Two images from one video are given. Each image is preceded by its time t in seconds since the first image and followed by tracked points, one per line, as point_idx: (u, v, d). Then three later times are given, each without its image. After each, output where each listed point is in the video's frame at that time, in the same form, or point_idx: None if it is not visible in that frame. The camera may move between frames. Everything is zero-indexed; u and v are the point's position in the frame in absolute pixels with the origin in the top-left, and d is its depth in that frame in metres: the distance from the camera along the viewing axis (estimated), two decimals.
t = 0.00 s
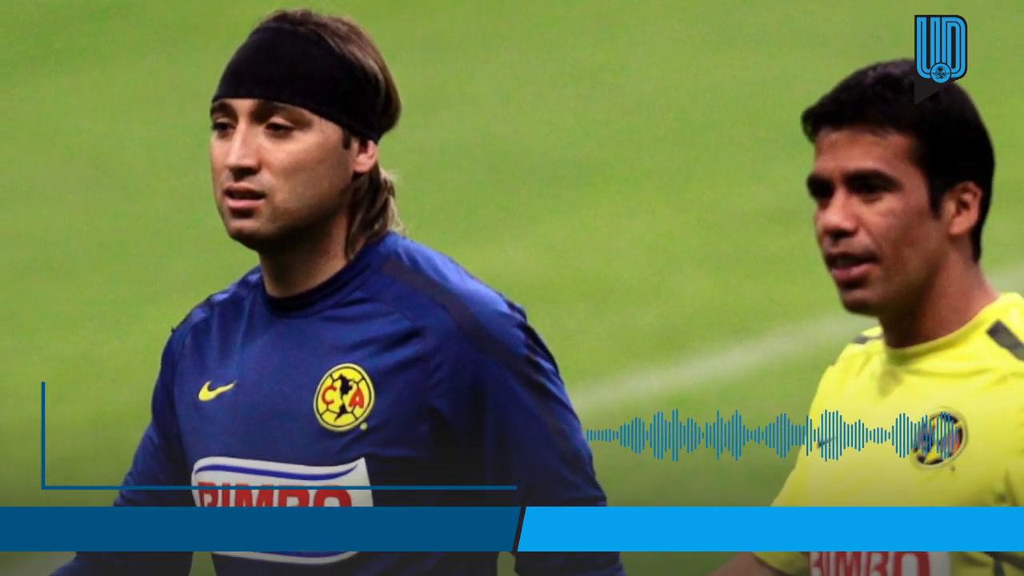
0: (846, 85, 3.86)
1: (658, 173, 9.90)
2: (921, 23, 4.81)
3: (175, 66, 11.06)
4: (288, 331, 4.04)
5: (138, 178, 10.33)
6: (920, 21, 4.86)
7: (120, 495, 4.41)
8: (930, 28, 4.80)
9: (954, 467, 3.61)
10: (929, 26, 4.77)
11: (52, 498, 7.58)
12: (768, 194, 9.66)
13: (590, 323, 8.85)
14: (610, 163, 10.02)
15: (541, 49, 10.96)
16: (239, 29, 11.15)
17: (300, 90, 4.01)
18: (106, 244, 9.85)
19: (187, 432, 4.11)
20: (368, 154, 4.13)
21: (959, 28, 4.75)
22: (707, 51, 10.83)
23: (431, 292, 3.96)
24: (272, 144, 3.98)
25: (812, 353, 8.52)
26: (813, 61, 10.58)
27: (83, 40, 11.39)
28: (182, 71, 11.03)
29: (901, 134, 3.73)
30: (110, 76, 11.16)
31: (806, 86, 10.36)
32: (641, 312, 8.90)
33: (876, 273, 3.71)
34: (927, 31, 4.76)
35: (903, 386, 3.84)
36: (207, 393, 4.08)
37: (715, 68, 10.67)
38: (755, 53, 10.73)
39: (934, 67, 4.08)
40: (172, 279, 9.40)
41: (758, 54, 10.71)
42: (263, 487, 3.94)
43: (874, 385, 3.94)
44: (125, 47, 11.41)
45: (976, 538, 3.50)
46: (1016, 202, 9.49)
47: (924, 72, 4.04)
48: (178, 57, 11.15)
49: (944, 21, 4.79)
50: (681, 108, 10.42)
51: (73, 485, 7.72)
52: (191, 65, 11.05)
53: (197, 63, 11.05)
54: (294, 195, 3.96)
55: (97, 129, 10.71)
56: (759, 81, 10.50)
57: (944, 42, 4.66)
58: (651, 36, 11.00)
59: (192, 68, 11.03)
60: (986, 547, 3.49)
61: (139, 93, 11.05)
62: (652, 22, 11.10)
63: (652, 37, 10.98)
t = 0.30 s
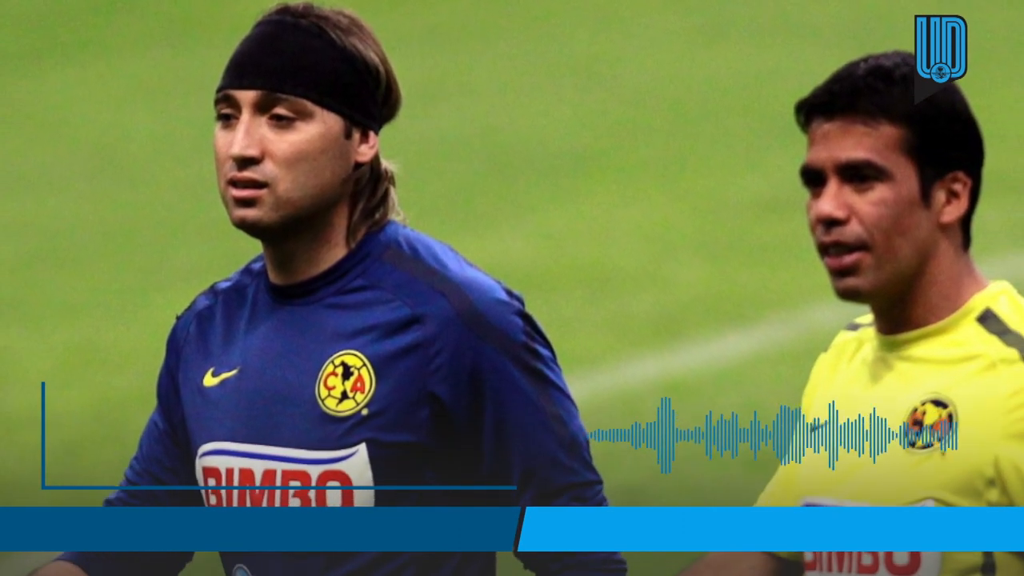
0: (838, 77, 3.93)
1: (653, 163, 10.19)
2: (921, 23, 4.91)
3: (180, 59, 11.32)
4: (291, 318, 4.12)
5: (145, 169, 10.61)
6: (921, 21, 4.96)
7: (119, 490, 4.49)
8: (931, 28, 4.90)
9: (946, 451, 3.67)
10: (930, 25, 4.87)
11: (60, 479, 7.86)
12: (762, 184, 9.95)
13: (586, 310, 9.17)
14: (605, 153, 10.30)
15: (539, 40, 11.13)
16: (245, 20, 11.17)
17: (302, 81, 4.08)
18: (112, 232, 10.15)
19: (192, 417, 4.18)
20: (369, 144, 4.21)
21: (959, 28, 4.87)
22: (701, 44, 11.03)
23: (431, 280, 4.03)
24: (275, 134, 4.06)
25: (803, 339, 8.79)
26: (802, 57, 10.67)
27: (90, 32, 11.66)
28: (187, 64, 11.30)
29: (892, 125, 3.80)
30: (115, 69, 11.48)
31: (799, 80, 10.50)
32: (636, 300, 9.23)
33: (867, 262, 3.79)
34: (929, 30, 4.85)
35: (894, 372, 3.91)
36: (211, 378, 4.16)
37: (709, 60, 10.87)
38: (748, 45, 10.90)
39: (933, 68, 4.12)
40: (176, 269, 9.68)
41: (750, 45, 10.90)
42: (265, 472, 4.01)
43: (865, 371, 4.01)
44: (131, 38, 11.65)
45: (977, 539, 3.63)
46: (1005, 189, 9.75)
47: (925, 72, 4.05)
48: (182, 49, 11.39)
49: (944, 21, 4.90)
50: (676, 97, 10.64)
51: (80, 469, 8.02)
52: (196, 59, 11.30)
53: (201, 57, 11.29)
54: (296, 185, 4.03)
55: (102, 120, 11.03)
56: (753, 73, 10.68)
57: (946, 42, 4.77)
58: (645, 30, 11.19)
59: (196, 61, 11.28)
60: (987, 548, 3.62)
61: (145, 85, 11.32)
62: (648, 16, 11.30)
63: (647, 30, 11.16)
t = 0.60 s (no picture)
0: (830, 68, 4.00)
1: (648, 154, 10.31)
2: (921, 22, 5.09)
3: (184, 49, 10.69)
4: (293, 306, 4.20)
5: (149, 158, 10.60)
6: (921, 21, 5.13)
7: (125, 474, 4.55)
8: (929, 28, 5.09)
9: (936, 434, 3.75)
10: (929, 26, 5.09)
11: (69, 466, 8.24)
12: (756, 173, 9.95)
13: (584, 298, 9.60)
14: (602, 142, 10.35)
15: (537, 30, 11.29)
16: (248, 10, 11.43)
17: (304, 73, 4.15)
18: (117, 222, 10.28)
19: (196, 402, 4.26)
20: (369, 134, 4.28)
21: (958, 29, 5.12)
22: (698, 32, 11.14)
23: (431, 267, 4.10)
24: (278, 125, 4.13)
25: (796, 325, 9.00)
26: (802, 43, 9.64)
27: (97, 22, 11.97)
28: (191, 54, 10.67)
29: (884, 116, 3.88)
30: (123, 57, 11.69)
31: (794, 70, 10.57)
32: (632, 288, 9.65)
33: (859, 250, 3.87)
34: (928, 32, 5.03)
35: (884, 358, 3.99)
36: (215, 364, 4.24)
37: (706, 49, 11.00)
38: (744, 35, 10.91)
39: (934, 68, 4.21)
40: (180, 257, 9.94)
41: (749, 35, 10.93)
42: (268, 455, 4.09)
43: (856, 356, 4.08)
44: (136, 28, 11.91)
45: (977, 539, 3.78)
46: (996, 179, 9.76)
47: (921, 74, 4.08)
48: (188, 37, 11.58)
49: (943, 22, 5.15)
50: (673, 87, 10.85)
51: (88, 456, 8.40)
52: (200, 49, 10.65)
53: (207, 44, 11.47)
54: (298, 174, 4.11)
55: (107, 112, 10.81)
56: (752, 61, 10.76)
57: (943, 43, 4.94)
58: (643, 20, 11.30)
59: (200, 51, 10.65)
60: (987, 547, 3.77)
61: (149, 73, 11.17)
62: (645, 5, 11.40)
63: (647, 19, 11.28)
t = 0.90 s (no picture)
0: (822, 59, 4.08)
1: (645, 144, 10.46)
2: (922, 23, 5.05)
3: (187, 44, 11.13)
4: (296, 292, 4.28)
5: (153, 147, 10.85)
6: (921, 21, 5.07)
7: (130, 456, 4.63)
8: (930, 28, 5.05)
9: (926, 418, 3.83)
10: (930, 26, 5.02)
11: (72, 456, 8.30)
12: (750, 163, 10.32)
13: (582, 287, 9.56)
14: (599, 134, 10.48)
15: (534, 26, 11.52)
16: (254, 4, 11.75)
17: (306, 64, 4.23)
18: (123, 213, 10.41)
19: (200, 387, 4.34)
20: (371, 124, 4.35)
21: (959, 28, 5.06)
22: (691, 28, 10.66)
23: (431, 255, 4.17)
24: (280, 115, 4.21)
25: (789, 311, 9.15)
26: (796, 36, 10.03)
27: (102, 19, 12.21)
28: (195, 49, 11.11)
29: (875, 106, 3.96)
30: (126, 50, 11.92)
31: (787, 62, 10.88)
32: (630, 275, 9.63)
33: (851, 238, 3.96)
34: (928, 31, 4.98)
35: (876, 343, 4.07)
36: (219, 349, 4.32)
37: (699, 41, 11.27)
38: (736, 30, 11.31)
39: (933, 66, 4.15)
40: (185, 247, 9.96)
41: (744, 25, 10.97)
42: (271, 440, 4.17)
43: (848, 342, 4.16)
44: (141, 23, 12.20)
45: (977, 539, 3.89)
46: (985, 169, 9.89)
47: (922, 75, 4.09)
48: (191, 33, 11.18)
49: (945, 22, 5.07)
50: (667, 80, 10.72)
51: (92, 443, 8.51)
52: (203, 43, 11.11)
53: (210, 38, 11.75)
54: (301, 163, 4.19)
55: (111, 104, 11.08)
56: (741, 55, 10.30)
57: (945, 43, 4.90)
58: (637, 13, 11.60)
59: (203, 46, 11.10)
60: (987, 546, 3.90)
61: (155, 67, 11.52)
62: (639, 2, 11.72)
63: (639, 15, 10.88)
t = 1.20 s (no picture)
0: (814, 51, 4.16)
1: (639, 132, 10.67)
2: (923, 22, 5.07)
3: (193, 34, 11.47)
4: (298, 279, 4.36)
5: (161, 138, 11.01)
6: (921, 20, 5.10)
7: (135, 441, 4.71)
8: (931, 28, 5.08)
9: (916, 404, 3.91)
10: (931, 25, 5.05)
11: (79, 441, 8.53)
12: (743, 150, 10.45)
13: (577, 270, 9.73)
14: (596, 122, 10.76)
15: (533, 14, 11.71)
16: None
17: (308, 55, 4.31)
18: (131, 202, 10.58)
19: (205, 372, 4.43)
20: (372, 115, 4.44)
21: (959, 28, 5.08)
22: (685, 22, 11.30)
23: (430, 243, 4.26)
24: (283, 106, 4.29)
25: (781, 297, 9.27)
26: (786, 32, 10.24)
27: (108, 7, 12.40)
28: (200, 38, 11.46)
29: (866, 96, 4.04)
30: (133, 40, 11.75)
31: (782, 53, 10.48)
32: (625, 260, 9.79)
33: (842, 226, 4.03)
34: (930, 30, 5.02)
35: (867, 330, 4.15)
36: (223, 335, 4.40)
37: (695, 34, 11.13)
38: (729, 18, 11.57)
39: (936, 68, 4.26)
40: (191, 232, 10.14)
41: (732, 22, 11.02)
42: (275, 423, 4.26)
43: (840, 328, 4.24)
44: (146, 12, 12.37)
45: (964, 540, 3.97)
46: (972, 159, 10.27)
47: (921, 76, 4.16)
48: (196, 23, 11.49)
49: (944, 21, 5.10)
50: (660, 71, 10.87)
51: (97, 427, 8.75)
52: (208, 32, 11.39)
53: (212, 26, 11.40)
54: (303, 153, 4.26)
55: (117, 93, 11.38)
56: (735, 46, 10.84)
57: (946, 43, 4.95)
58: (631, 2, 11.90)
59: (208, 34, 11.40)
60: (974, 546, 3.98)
61: (160, 59, 11.64)
62: None
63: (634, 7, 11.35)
